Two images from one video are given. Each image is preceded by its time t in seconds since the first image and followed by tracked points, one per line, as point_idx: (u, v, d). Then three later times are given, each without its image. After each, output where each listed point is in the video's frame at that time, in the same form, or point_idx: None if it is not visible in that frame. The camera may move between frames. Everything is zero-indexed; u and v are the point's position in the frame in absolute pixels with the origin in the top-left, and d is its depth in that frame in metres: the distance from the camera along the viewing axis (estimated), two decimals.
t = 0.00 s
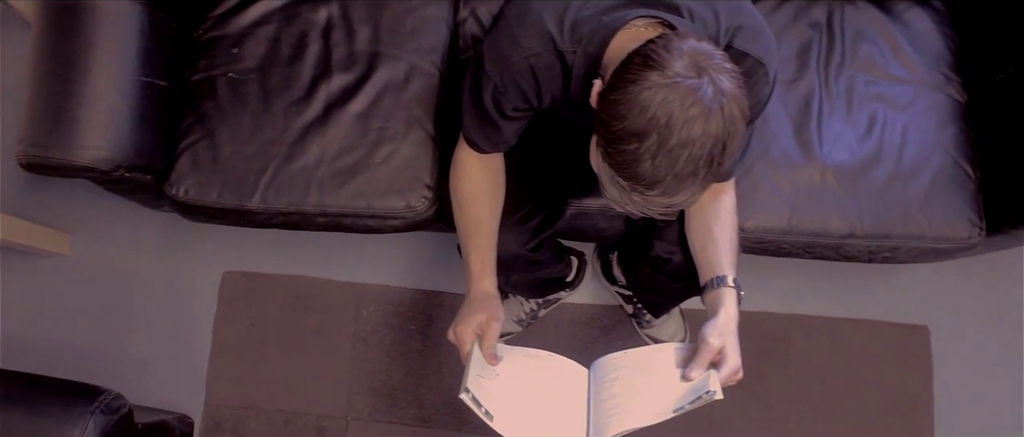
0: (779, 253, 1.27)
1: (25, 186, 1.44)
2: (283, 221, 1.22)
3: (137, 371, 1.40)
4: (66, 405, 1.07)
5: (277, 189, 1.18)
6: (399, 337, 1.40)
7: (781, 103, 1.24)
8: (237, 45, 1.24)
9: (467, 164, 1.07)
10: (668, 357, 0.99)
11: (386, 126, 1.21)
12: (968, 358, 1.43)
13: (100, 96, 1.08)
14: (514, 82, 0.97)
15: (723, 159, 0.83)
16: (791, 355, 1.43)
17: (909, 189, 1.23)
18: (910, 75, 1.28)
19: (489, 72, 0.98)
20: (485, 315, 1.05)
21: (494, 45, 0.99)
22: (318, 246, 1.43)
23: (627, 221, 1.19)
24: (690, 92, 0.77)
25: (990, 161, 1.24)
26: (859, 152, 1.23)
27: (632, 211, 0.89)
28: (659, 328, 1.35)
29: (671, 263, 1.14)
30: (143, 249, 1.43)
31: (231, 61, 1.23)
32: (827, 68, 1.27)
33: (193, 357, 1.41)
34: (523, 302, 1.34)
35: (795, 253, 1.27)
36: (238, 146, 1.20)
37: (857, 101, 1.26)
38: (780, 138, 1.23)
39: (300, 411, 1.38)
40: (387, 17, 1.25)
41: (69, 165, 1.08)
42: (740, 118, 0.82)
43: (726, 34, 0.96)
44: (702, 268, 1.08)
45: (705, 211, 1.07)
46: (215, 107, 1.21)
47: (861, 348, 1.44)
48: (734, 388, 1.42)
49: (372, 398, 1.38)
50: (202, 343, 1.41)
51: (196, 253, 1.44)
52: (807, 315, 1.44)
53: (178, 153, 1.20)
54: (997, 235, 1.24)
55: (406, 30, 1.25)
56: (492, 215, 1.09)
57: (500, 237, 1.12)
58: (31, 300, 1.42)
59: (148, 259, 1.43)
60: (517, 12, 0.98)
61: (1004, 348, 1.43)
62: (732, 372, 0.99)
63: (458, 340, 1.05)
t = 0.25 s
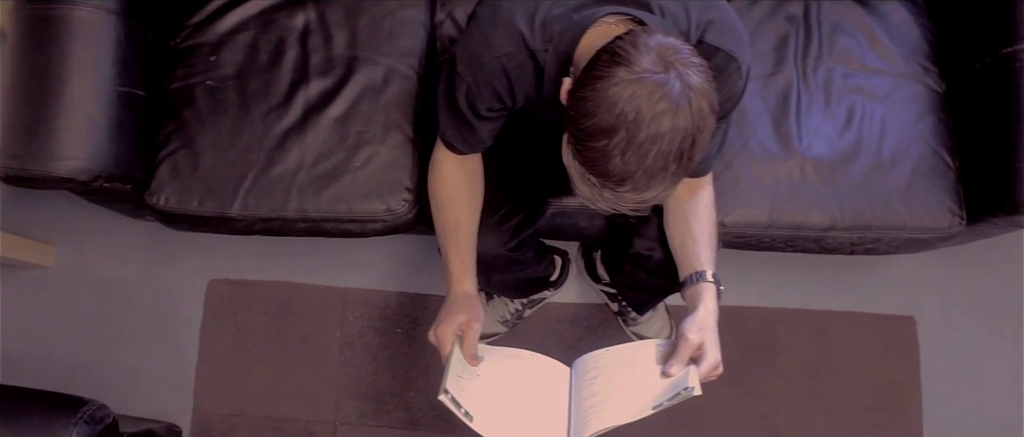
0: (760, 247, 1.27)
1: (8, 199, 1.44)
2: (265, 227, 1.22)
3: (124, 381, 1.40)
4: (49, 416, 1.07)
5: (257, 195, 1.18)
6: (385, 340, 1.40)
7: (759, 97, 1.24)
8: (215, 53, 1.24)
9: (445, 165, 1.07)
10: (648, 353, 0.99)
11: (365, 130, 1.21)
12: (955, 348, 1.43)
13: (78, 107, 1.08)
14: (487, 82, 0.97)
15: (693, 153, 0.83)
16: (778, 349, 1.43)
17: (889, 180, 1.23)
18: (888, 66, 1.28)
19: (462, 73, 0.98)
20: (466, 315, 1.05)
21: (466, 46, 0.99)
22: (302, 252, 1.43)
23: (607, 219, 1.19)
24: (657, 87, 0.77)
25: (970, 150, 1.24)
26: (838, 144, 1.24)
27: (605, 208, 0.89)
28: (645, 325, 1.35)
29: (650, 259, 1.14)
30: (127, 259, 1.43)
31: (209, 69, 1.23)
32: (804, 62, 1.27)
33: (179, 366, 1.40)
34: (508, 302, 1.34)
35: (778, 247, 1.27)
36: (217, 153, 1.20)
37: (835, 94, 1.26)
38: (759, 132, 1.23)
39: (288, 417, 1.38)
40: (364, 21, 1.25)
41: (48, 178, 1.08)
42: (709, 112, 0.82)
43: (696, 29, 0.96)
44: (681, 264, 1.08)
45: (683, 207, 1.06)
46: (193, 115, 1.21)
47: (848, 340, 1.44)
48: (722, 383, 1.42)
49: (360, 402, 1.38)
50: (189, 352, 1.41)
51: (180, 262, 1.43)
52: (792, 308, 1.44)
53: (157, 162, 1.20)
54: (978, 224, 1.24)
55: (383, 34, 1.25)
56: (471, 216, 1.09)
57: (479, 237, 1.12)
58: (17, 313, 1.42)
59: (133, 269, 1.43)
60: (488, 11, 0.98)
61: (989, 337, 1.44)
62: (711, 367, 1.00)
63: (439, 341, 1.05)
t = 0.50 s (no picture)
0: (742, 241, 1.27)
1: None
2: (245, 234, 1.22)
3: (111, 393, 1.39)
4: (32, 429, 1.07)
5: (236, 202, 1.18)
6: (372, 344, 1.40)
7: (736, 91, 1.24)
8: (191, 61, 1.24)
9: (421, 167, 1.07)
10: (627, 350, 0.99)
11: (342, 134, 1.21)
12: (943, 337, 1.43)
13: (54, 119, 1.08)
14: (458, 83, 0.97)
15: (663, 149, 0.83)
16: (766, 343, 1.43)
17: (870, 170, 1.22)
18: (865, 56, 1.27)
19: (433, 74, 0.98)
20: (445, 317, 1.05)
21: (437, 47, 0.99)
22: (286, 258, 1.43)
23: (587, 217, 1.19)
24: (622, 84, 0.77)
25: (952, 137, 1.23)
26: (817, 135, 1.23)
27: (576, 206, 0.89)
28: (631, 322, 1.35)
29: (631, 257, 1.14)
30: (111, 270, 1.43)
31: (185, 78, 1.23)
32: (782, 53, 1.26)
33: (166, 376, 1.40)
34: (492, 303, 1.34)
35: (760, 240, 1.27)
36: (195, 162, 1.20)
37: (814, 85, 1.25)
38: (737, 125, 1.22)
39: (276, 423, 1.38)
40: (339, 25, 1.25)
41: (25, 190, 1.08)
42: (678, 107, 0.81)
43: (666, 23, 0.96)
44: (661, 260, 1.08)
45: (661, 202, 1.06)
46: (170, 124, 1.21)
47: (836, 332, 1.43)
48: (711, 379, 1.42)
49: (348, 407, 1.38)
50: (175, 361, 1.41)
51: (164, 272, 1.43)
52: (779, 301, 1.44)
53: (136, 173, 1.20)
54: (959, 212, 1.24)
55: (358, 37, 1.25)
56: (448, 218, 1.09)
57: (458, 238, 1.12)
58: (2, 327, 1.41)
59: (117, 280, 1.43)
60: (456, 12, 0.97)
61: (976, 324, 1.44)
62: (690, 363, 1.00)
63: (418, 344, 1.05)
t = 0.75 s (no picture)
0: (722, 233, 1.27)
1: None
2: (224, 241, 1.22)
3: (98, 404, 1.39)
4: None
5: (213, 210, 1.18)
6: (357, 347, 1.40)
7: (712, 83, 1.24)
8: (164, 70, 1.23)
9: (395, 170, 1.07)
10: (606, 347, 0.98)
11: (318, 139, 1.20)
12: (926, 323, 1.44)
13: (27, 132, 1.08)
14: (426, 84, 0.97)
15: (628, 143, 0.83)
16: (751, 335, 1.42)
17: (848, 159, 1.22)
18: (841, 44, 1.27)
19: (401, 76, 0.98)
20: (422, 319, 1.05)
21: (405, 48, 0.99)
22: (270, 264, 1.43)
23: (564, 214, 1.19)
24: (582, 78, 0.77)
25: (929, 123, 1.23)
26: (794, 125, 1.23)
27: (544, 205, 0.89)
28: (615, 318, 1.34)
29: (607, 252, 1.14)
30: (95, 281, 1.43)
31: (159, 86, 1.22)
32: (757, 44, 1.26)
33: (152, 385, 1.40)
34: (476, 303, 1.33)
35: (739, 232, 1.27)
36: (171, 171, 1.19)
37: (789, 75, 1.25)
38: (714, 118, 1.22)
39: (263, 429, 1.38)
40: (312, 30, 1.25)
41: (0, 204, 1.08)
42: (641, 100, 0.81)
43: (632, 18, 0.95)
44: (637, 255, 1.08)
45: (636, 197, 1.06)
46: (145, 134, 1.21)
47: (821, 321, 1.43)
48: (697, 372, 1.41)
49: (334, 411, 1.38)
50: (161, 370, 1.40)
51: (148, 281, 1.43)
52: (764, 293, 1.44)
53: (112, 183, 1.20)
54: (938, 198, 1.24)
55: (331, 41, 1.24)
56: (424, 220, 1.09)
57: (434, 240, 1.12)
58: None
59: (101, 291, 1.42)
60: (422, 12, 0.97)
61: (960, 310, 1.44)
62: (666, 357, 1.00)
63: (396, 346, 1.06)
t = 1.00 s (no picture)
0: (703, 227, 1.27)
1: None
2: (205, 249, 1.22)
3: (84, 416, 1.39)
4: None
5: (193, 218, 1.18)
6: (343, 350, 1.40)
7: (689, 76, 1.23)
8: (140, 79, 1.23)
9: (371, 173, 1.06)
10: (585, 345, 0.98)
11: (295, 144, 1.20)
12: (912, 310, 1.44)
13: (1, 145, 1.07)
14: (397, 87, 0.96)
15: (596, 139, 0.82)
16: (738, 327, 1.42)
17: (827, 148, 1.21)
18: (817, 34, 1.27)
19: (371, 78, 0.97)
20: (400, 322, 1.05)
21: (375, 50, 0.98)
22: (254, 270, 1.43)
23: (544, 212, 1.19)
24: (545, 75, 0.76)
25: (908, 109, 1.23)
26: (772, 116, 1.22)
27: (515, 204, 0.88)
28: (602, 315, 1.33)
29: (586, 249, 1.14)
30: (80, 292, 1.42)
31: (136, 96, 1.22)
32: (733, 36, 1.26)
33: (140, 395, 1.40)
34: (461, 303, 1.32)
35: (720, 225, 1.27)
36: (150, 180, 1.19)
37: (766, 66, 1.25)
38: (692, 110, 1.22)
39: None
40: (287, 35, 1.25)
41: None
42: (607, 96, 0.81)
43: (600, 14, 0.94)
44: (615, 251, 1.08)
45: (613, 194, 1.06)
46: (123, 144, 1.21)
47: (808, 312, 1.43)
48: (686, 367, 1.41)
49: (323, 415, 1.38)
50: (148, 380, 1.40)
51: (133, 291, 1.43)
52: (750, 285, 1.43)
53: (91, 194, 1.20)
54: (919, 185, 1.24)
55: (307, 46, 1.25)
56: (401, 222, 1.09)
57: (413, 241, 1.12)
58: None
59: (86, 302, 1.42)
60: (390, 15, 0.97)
61: (946, 296, 1.44)
62: (646, 354, 0.99)
63: (375, 349, 1.06)
